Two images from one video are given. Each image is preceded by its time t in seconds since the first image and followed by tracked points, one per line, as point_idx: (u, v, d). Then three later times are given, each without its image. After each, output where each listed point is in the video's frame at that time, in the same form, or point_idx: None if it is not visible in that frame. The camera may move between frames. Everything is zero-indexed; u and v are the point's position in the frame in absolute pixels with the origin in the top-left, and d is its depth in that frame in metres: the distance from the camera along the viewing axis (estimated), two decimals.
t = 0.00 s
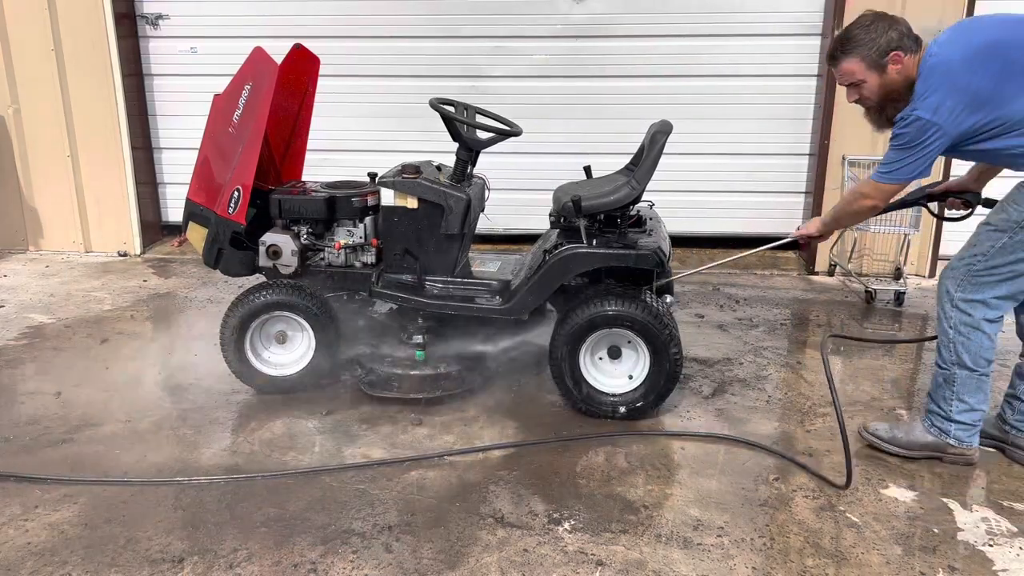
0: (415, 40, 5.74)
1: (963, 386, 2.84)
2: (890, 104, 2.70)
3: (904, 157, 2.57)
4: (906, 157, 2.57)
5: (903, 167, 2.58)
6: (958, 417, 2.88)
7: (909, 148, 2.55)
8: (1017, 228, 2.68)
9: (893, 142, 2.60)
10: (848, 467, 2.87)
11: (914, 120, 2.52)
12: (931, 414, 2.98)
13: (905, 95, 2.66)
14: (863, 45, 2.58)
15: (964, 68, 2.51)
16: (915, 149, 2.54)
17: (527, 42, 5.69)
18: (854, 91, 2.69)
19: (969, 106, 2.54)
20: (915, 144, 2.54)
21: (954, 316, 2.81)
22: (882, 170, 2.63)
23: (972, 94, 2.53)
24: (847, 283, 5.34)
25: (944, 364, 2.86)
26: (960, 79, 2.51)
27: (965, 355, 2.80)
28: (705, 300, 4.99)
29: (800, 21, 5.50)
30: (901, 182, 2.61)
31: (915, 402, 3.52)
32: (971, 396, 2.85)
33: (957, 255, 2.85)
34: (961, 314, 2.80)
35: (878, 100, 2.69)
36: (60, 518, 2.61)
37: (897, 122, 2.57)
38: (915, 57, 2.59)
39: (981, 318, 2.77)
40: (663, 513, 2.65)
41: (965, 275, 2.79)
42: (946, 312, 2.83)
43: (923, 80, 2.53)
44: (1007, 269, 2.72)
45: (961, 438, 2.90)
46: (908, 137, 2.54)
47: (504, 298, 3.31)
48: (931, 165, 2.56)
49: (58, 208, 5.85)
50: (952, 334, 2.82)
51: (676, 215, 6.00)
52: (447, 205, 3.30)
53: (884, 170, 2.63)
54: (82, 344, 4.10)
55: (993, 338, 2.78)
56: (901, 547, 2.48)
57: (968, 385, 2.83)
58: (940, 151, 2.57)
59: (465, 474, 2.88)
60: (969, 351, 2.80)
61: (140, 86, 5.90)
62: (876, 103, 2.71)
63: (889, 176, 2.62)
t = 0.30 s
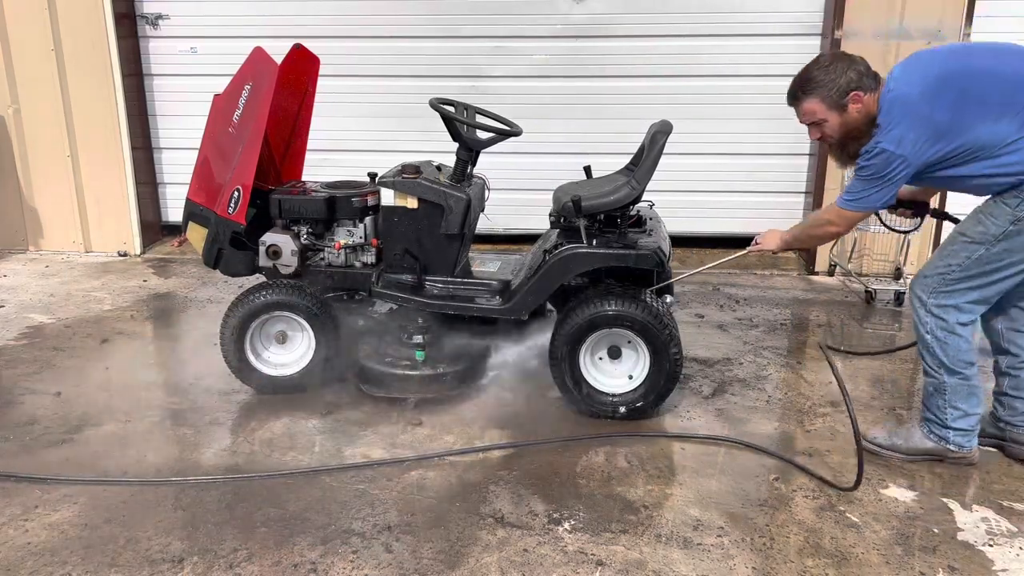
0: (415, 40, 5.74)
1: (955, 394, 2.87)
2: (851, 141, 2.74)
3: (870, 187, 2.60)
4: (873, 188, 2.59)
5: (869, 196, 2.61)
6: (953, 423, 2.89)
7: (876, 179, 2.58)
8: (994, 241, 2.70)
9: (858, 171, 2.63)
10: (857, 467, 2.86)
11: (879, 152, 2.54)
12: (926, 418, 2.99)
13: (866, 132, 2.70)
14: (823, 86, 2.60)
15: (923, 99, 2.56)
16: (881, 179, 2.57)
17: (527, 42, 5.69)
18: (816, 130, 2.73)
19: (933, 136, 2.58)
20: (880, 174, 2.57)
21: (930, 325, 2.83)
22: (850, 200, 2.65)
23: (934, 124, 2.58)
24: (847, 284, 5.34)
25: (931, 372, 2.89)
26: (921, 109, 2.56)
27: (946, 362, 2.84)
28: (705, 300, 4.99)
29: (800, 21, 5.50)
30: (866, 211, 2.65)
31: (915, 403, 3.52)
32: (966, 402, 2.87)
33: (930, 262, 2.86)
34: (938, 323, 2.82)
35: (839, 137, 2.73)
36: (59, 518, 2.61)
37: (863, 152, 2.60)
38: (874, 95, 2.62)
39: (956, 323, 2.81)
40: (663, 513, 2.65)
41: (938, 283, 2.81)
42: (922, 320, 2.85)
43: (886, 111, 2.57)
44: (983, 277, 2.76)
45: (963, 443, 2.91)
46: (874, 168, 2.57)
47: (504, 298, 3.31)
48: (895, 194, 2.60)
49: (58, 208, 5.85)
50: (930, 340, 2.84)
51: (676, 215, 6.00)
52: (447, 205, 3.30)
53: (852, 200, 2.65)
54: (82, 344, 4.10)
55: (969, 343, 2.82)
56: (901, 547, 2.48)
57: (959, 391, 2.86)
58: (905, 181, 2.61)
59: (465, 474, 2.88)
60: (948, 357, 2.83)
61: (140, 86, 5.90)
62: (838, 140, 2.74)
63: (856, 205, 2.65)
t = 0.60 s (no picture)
0: (415, 40, 5.74)
1: (946, 394, 2.88)
2: (833, 179, 2.76)
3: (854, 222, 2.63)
4: (857, 223, 2.63)
5: (854, 231, 2.65)
6: (950, 424, 2.90)
7: (860, 215, 2.61)
8: (975, 256, 2.72)
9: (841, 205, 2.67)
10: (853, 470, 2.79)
11: (861, 188, 2.58)
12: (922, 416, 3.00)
13: (846, 170, 2.72)
14: (802, 126, 2.64)
15: (903, 135, 2.59)
16: (863, 214, 2.61)
17: (527, 42, 5.69)
18: (797, 169, 2.76)
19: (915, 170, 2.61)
20: (863, 210, 2.60)
21: (909, 330, 2.85)
22: (837, 236, 2.69)
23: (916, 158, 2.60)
24: (846, 283, 5.34)
25: (919, 375, 2.90)
26: (901, 145, 2.58)
27: (929, 364, 2.86)
28: (705, 300, 4.99)
29: (800, 21, 5.50)
30: (851, 245, 2.69)
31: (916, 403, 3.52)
32: (959, 401, 2.88)
33: (908, 270, 2.86)
34: (915, 328, 2.84)
35: (819, 176, 2.76)
36: (59, 518, 2.61)
37: (845, 188, 2.63)
38: (853, 134, 2.64)
39: (933, 323, 2.83)
40: (663, 513, 2.65)
41: (915, 288, 2.82)
42: (901, 325, 2.87)
43: (867, 148, 2.60)
44: (963, 287, 2.79)
45: (961, 443, 2.91)
46: (857, 205, 2.60)
47: (504, 298, 3.31)
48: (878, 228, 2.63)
49: (58, 208, 5.85)
50: (909, 343, 2.87)
51: (676, 215, 6.00)
52: (447, 205, 3.30)
53: (838, 235, 2.68)
54: (82, 344, 4.10)
55: (949, 343, 2.84)
56: (901, 547, 2.48)
57: (951, 391, 2.87)
58: (889, 215, 2.64)
59: (465, 474, 2.88)
60: (930, 358, 2.85)
61: (140, 86, 5.90)
62: (818, 178, 2.77)
63: (841, 240, 2.69)
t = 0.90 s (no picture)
0: (415, 40, 5.73)
1: (937, 395, 2.88)
2: (827, 212, 2.81)
3: (847, 255, 2.64)
4: (851, 254, 2.64)
5: (847, 262, 2.65)
6: (946, 424, 2.90)
7: (854, 247, 2.62)
8: (964, 277, 2.74)
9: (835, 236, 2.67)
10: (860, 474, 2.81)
11: (856, 222, 2.58)
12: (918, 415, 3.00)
13: (840, 204, 2.77)
14: (799, 160, 2.64)
15: (897, 170, 2.60)
16: (858, 247, 2.62)
17: (527, 42, 5.69)
18: (792, 201, 2.77)
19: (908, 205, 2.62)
20: (857, 243, 2.61)
21: (891, 338, 2.86)
22: (828, 264, 2.68)
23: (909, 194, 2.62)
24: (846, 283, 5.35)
25: (907, 380, 2.91)
26: (895, 180, 2.60)
27: (916, 370, 2.87)
28: (705, 300, 4.99)
29: (799, 21, 5.50)
30: (839, 273, 2.69)
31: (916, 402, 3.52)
32: (952, 400, 2.88)
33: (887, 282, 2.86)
34: (898, 336, 2.85)
35: (814, 209, 2.79)
36: (59, 518, 2.61)
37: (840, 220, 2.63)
38: (849, 169, 2.66)
39: (912, 328, 2.84)
40: (663, 513, 2.65)
41: (894, 299, 2.81)
42: (881, 334, 2.88)
43: (862, 181, 2.60)
44: (949, 303, 2.80)
45: (960, 442, 2.91)
46: (852, 238, 2.60)
47: (504, 298, 3.31)
48: (869, 260, 2.65)
49: (58, 208, 5.85)
50: (892, 350, 2.88)
51: (676, 215, 6.00)
52: (447, 205, 3.30)
53: (830, 263, 2.68)
54: (82, 344, 4.10)
55: (931, 346, 2.85)
56: (901, 547, 2.48)
57: (942, 392, 2.88)
58: (882, 247, 2.66)
59: (465, 475, 2.88)
60: (915, 365, 2.86)
61: (140, 86, 5.90)
62: (812, 211, 2.80)
63: (832, 268, 2.68)
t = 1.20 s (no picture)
0: (415, 40, 5.73)
1: (926, 395, 2.89)
2: (823, 228, 2.80)
3: (838, 271, 2.70)
4: (841, 271, 2.70)
5: (836, 278, 2.71)
6: (940, 422, 2.91)
7: (846, 265, 2.68)
8: (950, 297, 2.77)
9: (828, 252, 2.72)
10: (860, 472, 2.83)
11: (851, 241, 2.63)
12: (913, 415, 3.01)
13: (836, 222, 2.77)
14: (800, 175, 2.65)
15: (895, 194, 2.65)
16: (849, 264, 2.68)
17: (526, 42, 5.69)
18: (788, 214, 2.78)
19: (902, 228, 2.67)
20: (849, 261, 2.67)
21: (873, 345, 2.89)
22: (818, 280, 2.74)
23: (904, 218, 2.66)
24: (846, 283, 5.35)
25: (895, 384, 2.93)
26: (892, 203, 2.64)
27: (902, 374, 2.88)
28: (705, 300, 4.99)
29: (799, 21, 5.50)
30: (828, 288, 2.76)
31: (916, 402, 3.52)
32: (943, 398, 2.89)
33: (868, 294, 2.90)
34: (879, 343, 2.88)
35: (809, 224, 2.79)
36: (58, 518, 2.61)
37: (835, 237, 2.68)
38: (847, 188, 2.67)
39: (892, 333, 2.86)
40: (663, 513, 2.65)
41: (872, 309, 2.85)
42: (864, 343, 2.91)
43: (860, 202, 2.65)
44: (932, 319, 2.83)
45: (959, 438, 2.91)
46: (845, 255, 2.66)
47: (504, 297, 3.31)
48: (858, 278, 2.72)
49: (58, 209, 5.85)
50: (876, 357, 2.90)
51: (676, 215, 6.00)
52: (447, 205, 3.30)
53: (820, 279, 2.74)
54: (82, 345, 4.10)
55: (913, 348, 2.87)
56: (901, 547, 2.48)
57: (931, 392, 2.88)
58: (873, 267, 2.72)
59: (465, 475, 2.88)
60: (899, 368, 2.87)
61: (140, 86, 5.90)
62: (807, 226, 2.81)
63: (822, 283, 2.74)
